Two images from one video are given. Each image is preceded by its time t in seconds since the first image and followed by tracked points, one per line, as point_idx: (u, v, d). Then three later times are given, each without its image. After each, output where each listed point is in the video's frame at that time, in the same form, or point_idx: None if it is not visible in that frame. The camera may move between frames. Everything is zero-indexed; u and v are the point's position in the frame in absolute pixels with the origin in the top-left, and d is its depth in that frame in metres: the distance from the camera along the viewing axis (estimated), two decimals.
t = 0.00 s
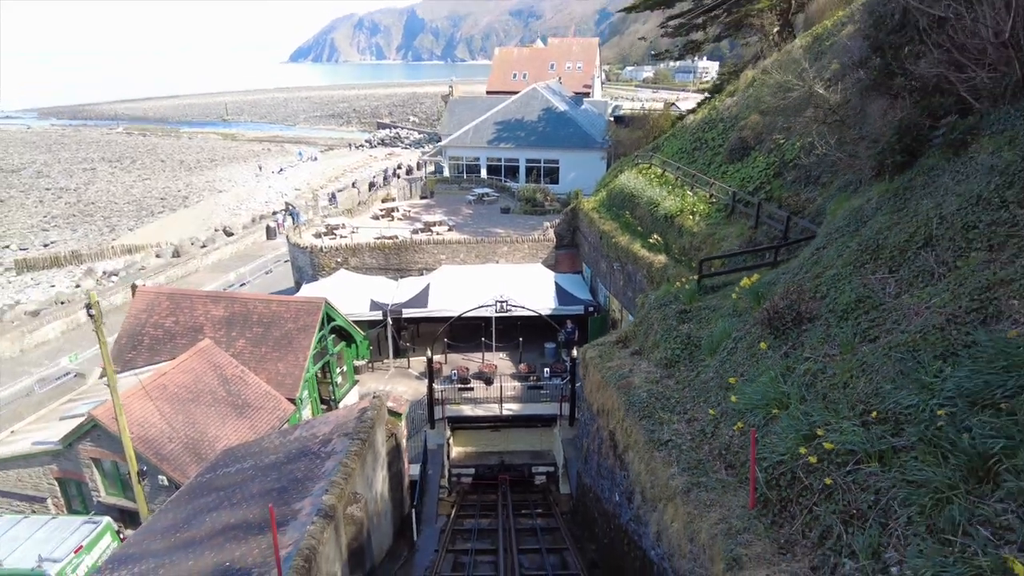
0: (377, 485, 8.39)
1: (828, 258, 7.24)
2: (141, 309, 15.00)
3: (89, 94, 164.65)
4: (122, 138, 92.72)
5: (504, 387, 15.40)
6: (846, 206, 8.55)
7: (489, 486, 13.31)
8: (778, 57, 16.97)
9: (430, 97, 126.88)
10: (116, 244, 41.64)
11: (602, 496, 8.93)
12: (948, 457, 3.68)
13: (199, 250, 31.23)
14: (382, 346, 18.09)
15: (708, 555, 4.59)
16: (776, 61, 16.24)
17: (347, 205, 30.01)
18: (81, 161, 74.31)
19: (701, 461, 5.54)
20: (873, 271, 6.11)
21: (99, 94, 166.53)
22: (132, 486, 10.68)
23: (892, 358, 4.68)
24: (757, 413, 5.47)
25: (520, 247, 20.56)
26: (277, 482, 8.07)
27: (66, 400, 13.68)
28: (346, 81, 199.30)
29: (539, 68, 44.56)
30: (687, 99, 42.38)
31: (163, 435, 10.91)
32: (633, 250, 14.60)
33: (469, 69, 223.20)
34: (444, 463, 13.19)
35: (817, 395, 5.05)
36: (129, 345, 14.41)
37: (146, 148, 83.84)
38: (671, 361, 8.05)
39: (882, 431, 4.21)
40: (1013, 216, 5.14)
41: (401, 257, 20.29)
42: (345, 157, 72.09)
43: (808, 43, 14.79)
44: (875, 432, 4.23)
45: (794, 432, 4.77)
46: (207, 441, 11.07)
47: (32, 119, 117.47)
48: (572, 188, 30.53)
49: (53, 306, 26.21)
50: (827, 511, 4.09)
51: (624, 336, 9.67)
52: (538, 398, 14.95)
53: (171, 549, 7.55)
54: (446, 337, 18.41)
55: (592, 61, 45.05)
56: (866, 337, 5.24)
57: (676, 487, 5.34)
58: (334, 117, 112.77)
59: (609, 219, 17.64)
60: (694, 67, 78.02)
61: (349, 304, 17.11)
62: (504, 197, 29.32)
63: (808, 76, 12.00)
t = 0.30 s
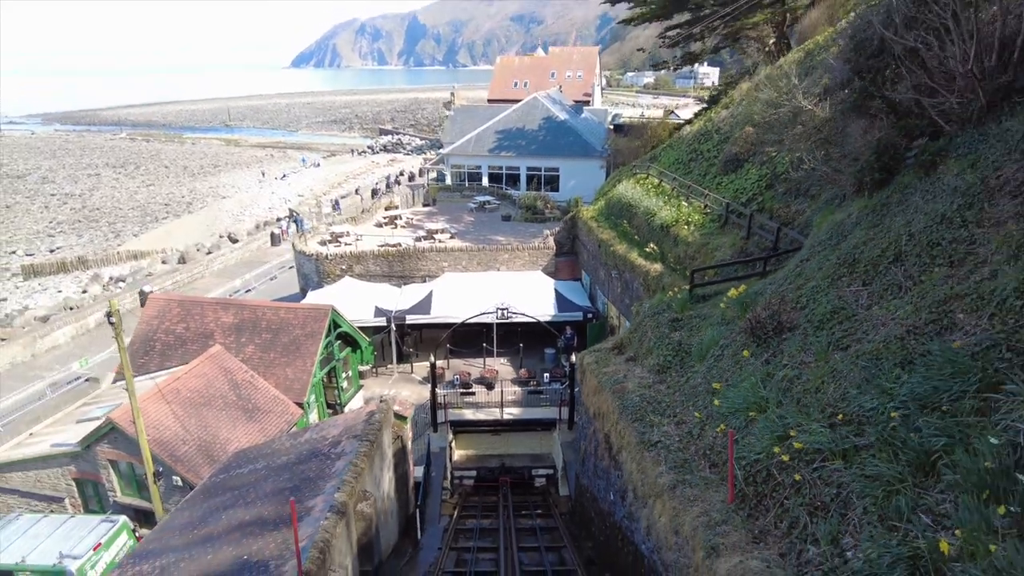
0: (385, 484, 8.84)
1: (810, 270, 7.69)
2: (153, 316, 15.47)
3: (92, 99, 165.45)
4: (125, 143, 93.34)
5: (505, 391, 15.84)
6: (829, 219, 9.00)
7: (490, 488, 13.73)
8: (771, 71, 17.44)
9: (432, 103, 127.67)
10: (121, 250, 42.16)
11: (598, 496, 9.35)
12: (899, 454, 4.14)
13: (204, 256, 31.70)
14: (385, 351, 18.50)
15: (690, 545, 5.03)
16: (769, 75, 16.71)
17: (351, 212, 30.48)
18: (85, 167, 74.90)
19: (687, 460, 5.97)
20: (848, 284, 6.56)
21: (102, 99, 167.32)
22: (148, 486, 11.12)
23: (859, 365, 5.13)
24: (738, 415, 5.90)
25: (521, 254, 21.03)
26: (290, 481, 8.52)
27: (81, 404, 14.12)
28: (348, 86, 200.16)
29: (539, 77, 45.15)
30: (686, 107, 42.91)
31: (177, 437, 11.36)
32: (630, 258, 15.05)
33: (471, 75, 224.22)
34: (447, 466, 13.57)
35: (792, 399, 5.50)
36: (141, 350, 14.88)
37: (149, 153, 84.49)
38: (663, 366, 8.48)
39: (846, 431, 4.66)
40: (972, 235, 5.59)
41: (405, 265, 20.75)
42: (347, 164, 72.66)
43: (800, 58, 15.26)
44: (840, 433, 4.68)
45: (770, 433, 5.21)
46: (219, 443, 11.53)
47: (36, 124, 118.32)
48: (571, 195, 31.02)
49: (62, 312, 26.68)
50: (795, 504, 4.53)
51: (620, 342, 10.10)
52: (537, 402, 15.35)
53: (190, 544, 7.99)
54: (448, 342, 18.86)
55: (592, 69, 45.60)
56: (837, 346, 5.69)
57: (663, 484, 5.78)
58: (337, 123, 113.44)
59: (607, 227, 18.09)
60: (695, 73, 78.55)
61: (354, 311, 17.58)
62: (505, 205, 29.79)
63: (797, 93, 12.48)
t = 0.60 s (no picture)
0: (391, 483, 9.24)
1: (796, 278, 8.08)
2: (163, 320, 15.89)
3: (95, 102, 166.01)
4: (128, 146, 93.85)
5: (506, 394, 16.23)
6: (816, 229, 9.39)
7: (491, 487, 14.09)
8: (766, 81, 17.85)
9: (433, 106, 128.23)
10: (126, 253, 42.62)
11: (595, 494, 9.73)
12: (865, 451, 4.54)
13: (209, 260, 32.10)
14: (389, 354, 18.90)
15: (677, 536, 5.41)
16: (763, 85, 17.12)
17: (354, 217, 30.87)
18: (88, 170, 75.37)
19: (676, 458, 6.35)
20: (829, 292, 6.95)
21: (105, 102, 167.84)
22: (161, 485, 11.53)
23: (834, 369, 5.53)
24: (724, 416, 6.28)
25: (521, 259, 21.44)
26: (300, 479, 8.92)
27: (93, 405, 14.53)
28: (349, 89, 200.61)
29: (540, 82, 45.58)
30: (685, 112, 43.33)
31: (189, 437, 11.77)
32: (627, 264, 15.46)
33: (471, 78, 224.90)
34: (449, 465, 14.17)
35: (773, 401, 5.90)
36: (152, 353, 15.29)
37: (152, 157, 85.00)
38: (657, 369, 8.88)
39: (819, 431, 5.05)
40: (940, 249, 6.00)
41: (407, 269, 21.15)
42: (348, 167, 73.07)
43: (793, 70, 15.65)
44: (814, 432, 5.07)
45: (752, 433, 5.60)
46: (229, 444, 11.94)
47: (39, 127, 118.94)
48: (571, 200, 31.45)
49: (69, 315, 27.08)
50: (771, 496, 4.92)
51: (616, 346, 10.49)
52: (537, 404, 15.72)
53: (205, 539, 8.38)
54: (450, 345, 19.27)
55: (592, 75, 46.01)
56: (816, 351, 6.09)
57: (654, 480, 6.16)
58: (338, 126, 113.97)
59: (606, 233, 18.48)
60: (695, 76, 78.75)
61: (358, 315, 17.98)
62: (506, 209, 30.20)
63: (787, 104, 12.89)
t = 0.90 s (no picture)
0: (396, 479, 9.72)
1: (781, 286, 8.54)
2: (174, 323, 16.37)
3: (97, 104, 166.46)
4: (130, 149, 94.39)
5: (506, 395, 16.69)
6: (803, 237, 9.84)
7: (492, 486, 14.54)
8: (760, 91, 18.33)
9: (433, 109, 128.78)
10: (130, 256, 43.10)
11: (591, 491, 10.18)
12: (832, 447, 5.00)
13: (214, 263, 32.58)
14: (392, 356, 19.41)
15: (664, 527, 5.86)
16: (757, 95, 17.59)
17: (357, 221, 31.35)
18: (92, 173, 75.89)
19: (665, 455, 6.80)
20: (809, 300, 7.41)
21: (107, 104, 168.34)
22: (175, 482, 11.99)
23: (809, 373, 6.00)
24: (709, 415, 6.73)
25: (521, 263, 21.92)
26: (311, 476, 9.40)
27: (107, 406, 15.01)
28: (350, 91, 201.16)
29: (540, 87, 46.08)
30: (684, 117, 43.85)
31: (201, 437, 12.23)
32: (624, 269, 15.93)
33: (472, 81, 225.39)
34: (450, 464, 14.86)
35: (754, 403, 6.35)
36: (163, 355, 15.78)
37: (155, 159, 85.50)
38: (650, 372, 9.34)
39: (793, 429, 5.52)
40: (908, 261, 6.47)
41: (410, 273, 21.63)
42: (350, 170, 73.55)
43: (786, 81, 16.11)
44: (788, 431, 5.54)
45: (732, 432, 6.06)
46: (239, 443, 12.41)
47: (40, 129, 119.49)
48: (571, 205, 31.93)
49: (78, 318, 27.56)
50: (747, 489, 5.37)
51: (612, 350, 10.95)
52: (536, 405, 16.18)
53: (222, 533, 8.85)
54: (452, 348, 19.74)
55: (591, 80, 46.51)
56: (794, 356, 6.56)
57: (644, 475, 6.62)
58: (339, 128, 114.52)
59: (603, 239, 18.96)
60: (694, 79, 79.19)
61: (362, 318, 18.46)
62: (506, 214, 30.68)
63: (778, 115, 13.37)
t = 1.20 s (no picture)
0: (401, 477, 10.16)
1: (769, 292, 8.94)
2: (183, 326, 16.80)
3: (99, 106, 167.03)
4: (132, 151, 94.81)
5: (507, 396, 17.10)
6: (791, 244, 10.24)
7: (492, 485, 14.91)
8: (755, 98, 18.72)
9: (434, 110, 129.11)
10: (134, 258, 43.51)
11: (588, 489, 10.58)
12: (808, 444, 5.39)
13: (218, 266, 32.98)
14: (395, 358, 19.83)
15: (654, 519, 6.25)
16: (752, 103, 18.00)
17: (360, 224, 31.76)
18: (94, 175, 76.28)
19: (657, 453, 7.20)
20: (794, 306, 7.82)
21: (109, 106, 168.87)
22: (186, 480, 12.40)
23: (790, 375, 6.41)
24: (698, 414, 7.14)
25: (521, 266, 22.32)
26: (319, 473, 9.83)
27: (118, 407, 15.43)
28: (351, 93, 201.62)
29: (540, 91, 46.56)
30: (683, 120, 44.21)
31: (212, 436, 12.65)
32: (622, 273, 16.33)
33: (472, 82, 225.78)
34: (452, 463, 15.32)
35: (738, 404, 6.77)
36: (172, 357, 16.20)
37: (157, 161, 85.90)
38: (644, 374, 9.74)
39: (774, 428, 5.92)
40: (885, 270, 6.87)
41: (412, 276, 22.04)
42: (351, 172, 73.95)
43: (779, 90, 16.52)
44: (769, 429, 5.94)
45: (718, 430, 6.46)
46: (248, 443, 12.82)
47: (43, 130, 120.06)
48: (571, 208, 32.34)
49: (85, 320, 27.98)
50: (730, 483, 5.77)
51: (609, 352, 11.36)
52: (536, 407, 16.53)
53: (235, 527, 9.26)
54: (454, 350, 20.15)
55: (591, 84, 46.93)
56: (777, 360, 6.96)
57: (637, 472, 7.03)
58: (340, 131, 114.94)
59: (602, 243, 19.36)
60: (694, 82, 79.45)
61: (366, 321, 18.88)
62: (507, 217, 31.08)
63: (771, 125, 13.77)
